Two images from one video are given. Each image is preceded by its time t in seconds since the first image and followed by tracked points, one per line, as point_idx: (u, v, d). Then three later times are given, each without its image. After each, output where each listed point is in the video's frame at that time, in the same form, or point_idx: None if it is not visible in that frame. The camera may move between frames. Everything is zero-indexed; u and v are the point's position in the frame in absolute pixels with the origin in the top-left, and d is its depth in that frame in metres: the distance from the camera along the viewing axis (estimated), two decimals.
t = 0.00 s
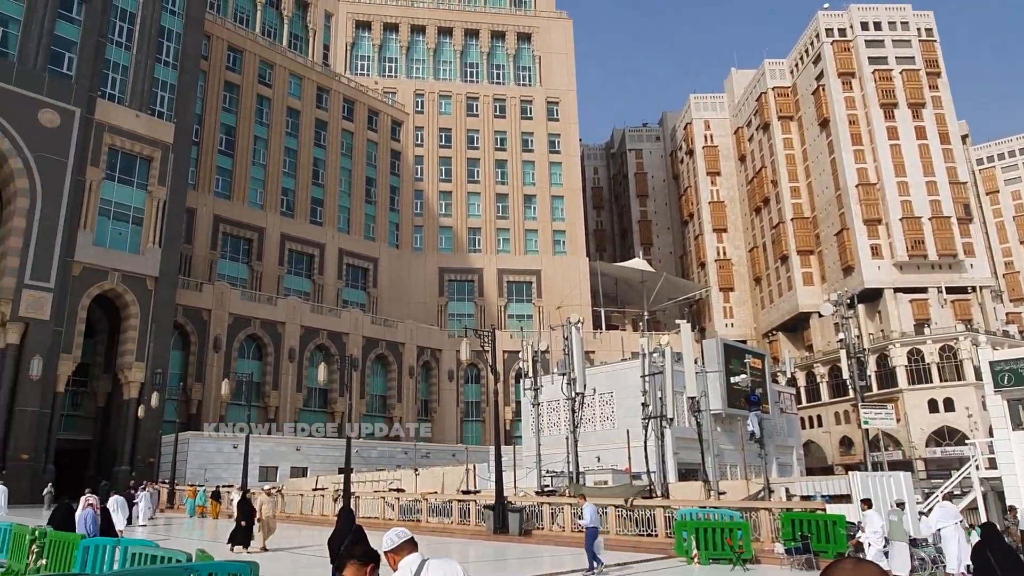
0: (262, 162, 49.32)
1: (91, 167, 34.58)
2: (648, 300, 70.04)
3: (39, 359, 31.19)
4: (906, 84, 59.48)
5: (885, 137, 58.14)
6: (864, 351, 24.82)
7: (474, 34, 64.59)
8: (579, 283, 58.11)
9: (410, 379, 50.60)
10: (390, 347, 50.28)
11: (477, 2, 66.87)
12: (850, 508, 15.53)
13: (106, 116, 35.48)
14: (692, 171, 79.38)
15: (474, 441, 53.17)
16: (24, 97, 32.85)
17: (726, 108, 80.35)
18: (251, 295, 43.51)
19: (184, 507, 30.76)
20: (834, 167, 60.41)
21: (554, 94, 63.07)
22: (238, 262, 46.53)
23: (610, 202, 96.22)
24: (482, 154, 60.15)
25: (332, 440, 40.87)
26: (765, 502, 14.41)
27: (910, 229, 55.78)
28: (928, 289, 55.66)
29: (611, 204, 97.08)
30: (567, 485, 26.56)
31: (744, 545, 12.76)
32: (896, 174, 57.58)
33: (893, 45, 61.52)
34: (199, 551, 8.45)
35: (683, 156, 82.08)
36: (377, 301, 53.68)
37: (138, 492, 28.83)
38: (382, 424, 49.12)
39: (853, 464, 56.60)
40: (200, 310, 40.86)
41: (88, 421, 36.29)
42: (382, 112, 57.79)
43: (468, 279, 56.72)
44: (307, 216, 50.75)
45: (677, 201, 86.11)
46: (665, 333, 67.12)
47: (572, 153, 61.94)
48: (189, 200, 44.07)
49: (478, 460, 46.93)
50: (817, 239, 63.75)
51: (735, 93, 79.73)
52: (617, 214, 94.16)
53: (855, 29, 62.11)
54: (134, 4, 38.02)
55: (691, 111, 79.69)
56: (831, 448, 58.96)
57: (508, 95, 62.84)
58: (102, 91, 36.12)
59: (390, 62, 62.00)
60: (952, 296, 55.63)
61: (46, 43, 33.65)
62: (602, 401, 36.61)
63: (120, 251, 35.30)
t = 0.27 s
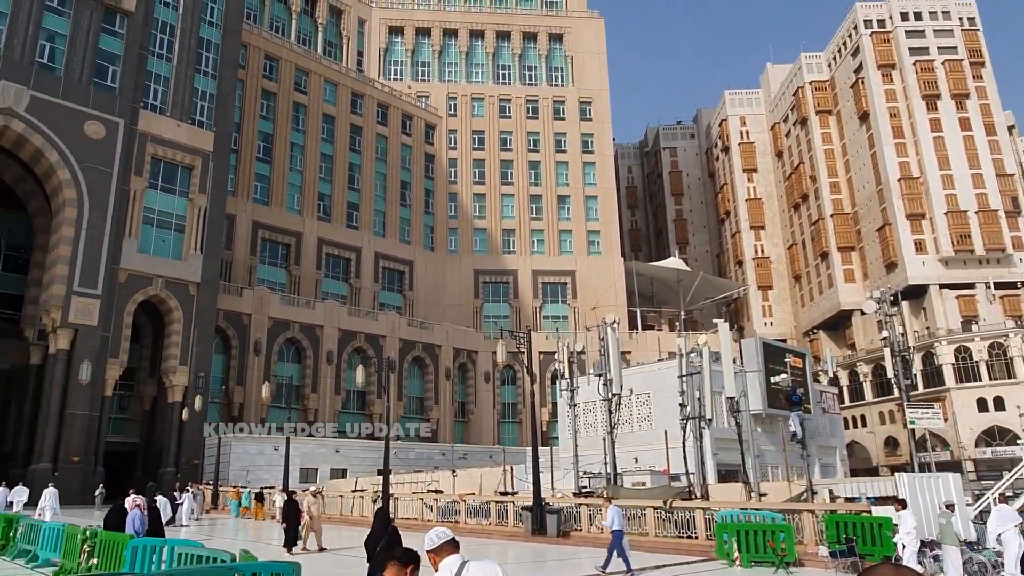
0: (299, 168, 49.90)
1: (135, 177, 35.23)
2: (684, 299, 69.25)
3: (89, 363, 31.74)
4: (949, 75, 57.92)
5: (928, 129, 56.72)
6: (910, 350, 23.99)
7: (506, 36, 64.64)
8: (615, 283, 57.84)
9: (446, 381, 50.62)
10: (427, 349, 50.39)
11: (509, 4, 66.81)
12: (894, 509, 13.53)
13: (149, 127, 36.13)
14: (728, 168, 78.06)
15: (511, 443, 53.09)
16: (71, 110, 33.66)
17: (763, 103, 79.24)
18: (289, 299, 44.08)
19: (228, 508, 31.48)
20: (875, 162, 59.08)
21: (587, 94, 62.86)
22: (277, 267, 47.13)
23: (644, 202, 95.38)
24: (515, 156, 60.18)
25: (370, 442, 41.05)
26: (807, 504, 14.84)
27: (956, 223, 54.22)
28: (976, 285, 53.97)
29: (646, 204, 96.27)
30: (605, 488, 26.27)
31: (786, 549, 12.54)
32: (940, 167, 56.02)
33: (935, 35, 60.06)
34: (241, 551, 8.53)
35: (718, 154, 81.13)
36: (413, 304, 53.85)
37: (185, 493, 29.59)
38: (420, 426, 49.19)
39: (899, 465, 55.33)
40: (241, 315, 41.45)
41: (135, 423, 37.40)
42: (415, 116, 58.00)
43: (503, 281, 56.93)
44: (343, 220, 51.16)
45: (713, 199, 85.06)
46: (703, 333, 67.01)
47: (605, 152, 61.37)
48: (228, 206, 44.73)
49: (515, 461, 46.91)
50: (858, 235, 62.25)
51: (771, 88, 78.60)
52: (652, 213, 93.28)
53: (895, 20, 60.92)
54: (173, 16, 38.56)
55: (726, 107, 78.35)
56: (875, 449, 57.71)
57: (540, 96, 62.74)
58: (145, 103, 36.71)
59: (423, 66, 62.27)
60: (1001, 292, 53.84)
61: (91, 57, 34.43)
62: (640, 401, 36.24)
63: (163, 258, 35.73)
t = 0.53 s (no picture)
0: (330, 172, 50.35)
1: (171, 184, 35.84)
2: (716, 299, 68.44)
3: (128, 367, 32.30)
4: (987, 67, 56.67)
5: (966, 124, 55.55)
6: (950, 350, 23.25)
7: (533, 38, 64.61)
8: (645, 284, 57.39)
9: (478, 383, 50.70)
10: (458, 351, 50.42)
11: (536, 5, 66.78)
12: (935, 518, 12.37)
13: (183, 134, 36.66)
14: (760, 166, 76.91)
15: (543, 445, 52.89)
16: (110, 120, 34.42)
17: (795, 100, 78.17)
18: (322, 302, 44.47)
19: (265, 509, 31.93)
20: (912, 158, 57.82)
21: (616, 93, 62.19)
22: (309, 271, 47.67)
23: (674, 201, 94.58)
24: (544, 157, 60.05)
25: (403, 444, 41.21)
26: (844, 507, 14.70)
27: (996, 218, 53.03)
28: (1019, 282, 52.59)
29: (676, 203, 95.46)
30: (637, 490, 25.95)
31: (824, 552, 12.32)
32: (979, 161, 54.78)
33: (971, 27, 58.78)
34: (277, 552, 8.64)
35: (750, 152, 80.15)
36: (444, 306, 54.04)
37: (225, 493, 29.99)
38: (452, 428, 49.28)
39: (940, 467, 53.98)
40: (274, 318, 41.79)
41: (174, 427, 37.71)
42: (444, 119, 58.11)
43: (533, 283, 57.02)
44: (373, 224, 51.52)
45: (745, 198, 84.09)
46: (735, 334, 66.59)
47: (635, 152, 60.79)
48: (262, 212, 45.37)
49: (547, 464, 46.78)
50: (895, 233, 60.88)
51: (804, 84, 77.43)
52: (682, 213, 92.43)
53: (930, 13, 59.68)
54: (207, 26, 39.07)
55: (757, 105, 77.43)
56: (915, 450, 56.43)
57: (568, 96, 62.52)
58: (181, 112, 37.40)
59: (451, 70, 62.61)
60: None
61: (128, 68, 35.17)
62: (672, 403, 35.90)
63: (199, 264, 36.19)
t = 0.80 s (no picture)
0: (360, 178, 50.79)
1: (206, 193, 36.41)
2: (749, 298, 67.55)
3: (167, 373, 32.84)
4: None
5: (1005, 115, 54.21)
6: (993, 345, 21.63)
7: (560, 39, 64.40)
8: (676, 284, 56.82)
9: (510, 385, 50.65)
10: (489, 354, 50.44)
11: (562, 6, 66.67)
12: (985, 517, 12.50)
13: (217, 144, 37.34)
14: (792, 163, 76.13)
15: (576, 446, 52.68)
16: (147, 132, 34.94)
17: (827, 95, 76.88)
18: (354, 307, 44.81)
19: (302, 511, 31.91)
20: (949, 150, 56.21)
21: (644, 92, 61.62)
22: (341, 276, 48.13)
23: (705, 200, 93.65)
24: (572, 158, 59.81)
25: (436, 447, 41.27)
26: (886, 508, 14.18)
27: None
28: None
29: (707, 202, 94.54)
30: (673, 491, 25.48)
31: (865, 554, 11.93)
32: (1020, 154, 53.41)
33: (1007, 16, 57.43)
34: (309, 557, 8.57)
35: (781, 148, 79.10)
36: (474, 309, 54.10)
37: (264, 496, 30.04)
38: (484, 430, 49.30)
39: (985, 467, 52.53)
40: (308, 323, 42.37)
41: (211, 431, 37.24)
42: (472, 123, 58.43)
43: (563, 285, 56.67)
44: (404, 228, 51.79)
45: (777, 195, 82.94)
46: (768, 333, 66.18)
47: (664, 152, 60.20)
48: (294, 219, 45.99)
49: (580, 466, 46.59)
50: (933, 228, 59.15)
51: (836, 79, 76.17)
52: (713, 211, 91.47)
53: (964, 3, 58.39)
54: (238, 37, 39.83)
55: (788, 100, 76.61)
56: (959, 450, 54.99)
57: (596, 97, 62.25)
58: (214, 122, 38.00)
59: (478, 73, 62.81)
60: None
61: (163, 80, 35.83)
62: (706, 403, 35.43)
63: (234, 270, 36.81)
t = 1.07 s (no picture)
0: (383, 181, 51.10)
1: (233, 199, 36.83)
2: (776, 295, 67.04)
3: (197, 377, 33.35)
4: None
5: None
6: None
7: (580, 39, 64.19)
8: (701, 283, 56.43)
9: (535, 386, 50.64)
10: (514, 354, 50.47)
11: (582, 5, 66.45)
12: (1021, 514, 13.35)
13: (242, 150, 37.76)
14: (818, 158, 75.27)
15: (602, 447, 52.59)
16: (174, 140, 35.51)
17: (853, 89, 75.73)
18: (379, 309, 45.06)
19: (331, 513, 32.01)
20: (979, 143, 55.08)
21: (666, 90, 61.26)
22: (366, 279, 48.46)
23: (729, 196, 92.87)
24: (595, 158, 59.55)
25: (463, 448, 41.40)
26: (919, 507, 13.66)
27: None
28: None
29: (731, 198, 93.72)
30: (700, 491, 25.21)
31: (899, 554, 11.24)
32: None
33: None
34: (342, 556, 8.63)
35: (806, 143, 78.20)
36: (498, 310, 54.15)
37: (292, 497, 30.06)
38: (510, 431, 49.37)
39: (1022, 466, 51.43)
40: (333, 325, 42.70)
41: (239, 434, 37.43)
42: (494, 124, 58.44)
43: (587, 285, 56.41)
44: (427, 230, 51.98)
45: (803, 191, 81.95)
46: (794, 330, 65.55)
47: (687, 149, 59.75)
48: (319, 222, 46.43)
49: (607, 465, 46.47)
50: (965, 221, 57.87)
51: (861, 72, 74.92)
52: (738, 208, 90.65)
53: None
54: (262, 44, 40.12)
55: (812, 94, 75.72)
56: (994, 448, 53.89)
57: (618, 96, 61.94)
58: (239, 128, 38.40)
59: (499, 74, 62.97)
60: None
61: (189, 89, 36.37)
62: (733, 402, 35.11)
63: (261, 274, 37.08)
